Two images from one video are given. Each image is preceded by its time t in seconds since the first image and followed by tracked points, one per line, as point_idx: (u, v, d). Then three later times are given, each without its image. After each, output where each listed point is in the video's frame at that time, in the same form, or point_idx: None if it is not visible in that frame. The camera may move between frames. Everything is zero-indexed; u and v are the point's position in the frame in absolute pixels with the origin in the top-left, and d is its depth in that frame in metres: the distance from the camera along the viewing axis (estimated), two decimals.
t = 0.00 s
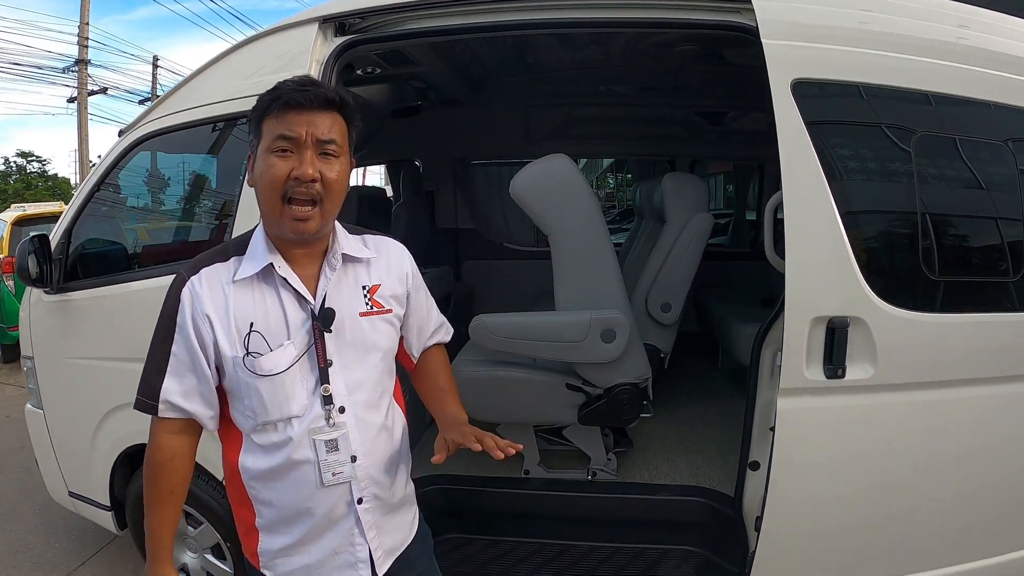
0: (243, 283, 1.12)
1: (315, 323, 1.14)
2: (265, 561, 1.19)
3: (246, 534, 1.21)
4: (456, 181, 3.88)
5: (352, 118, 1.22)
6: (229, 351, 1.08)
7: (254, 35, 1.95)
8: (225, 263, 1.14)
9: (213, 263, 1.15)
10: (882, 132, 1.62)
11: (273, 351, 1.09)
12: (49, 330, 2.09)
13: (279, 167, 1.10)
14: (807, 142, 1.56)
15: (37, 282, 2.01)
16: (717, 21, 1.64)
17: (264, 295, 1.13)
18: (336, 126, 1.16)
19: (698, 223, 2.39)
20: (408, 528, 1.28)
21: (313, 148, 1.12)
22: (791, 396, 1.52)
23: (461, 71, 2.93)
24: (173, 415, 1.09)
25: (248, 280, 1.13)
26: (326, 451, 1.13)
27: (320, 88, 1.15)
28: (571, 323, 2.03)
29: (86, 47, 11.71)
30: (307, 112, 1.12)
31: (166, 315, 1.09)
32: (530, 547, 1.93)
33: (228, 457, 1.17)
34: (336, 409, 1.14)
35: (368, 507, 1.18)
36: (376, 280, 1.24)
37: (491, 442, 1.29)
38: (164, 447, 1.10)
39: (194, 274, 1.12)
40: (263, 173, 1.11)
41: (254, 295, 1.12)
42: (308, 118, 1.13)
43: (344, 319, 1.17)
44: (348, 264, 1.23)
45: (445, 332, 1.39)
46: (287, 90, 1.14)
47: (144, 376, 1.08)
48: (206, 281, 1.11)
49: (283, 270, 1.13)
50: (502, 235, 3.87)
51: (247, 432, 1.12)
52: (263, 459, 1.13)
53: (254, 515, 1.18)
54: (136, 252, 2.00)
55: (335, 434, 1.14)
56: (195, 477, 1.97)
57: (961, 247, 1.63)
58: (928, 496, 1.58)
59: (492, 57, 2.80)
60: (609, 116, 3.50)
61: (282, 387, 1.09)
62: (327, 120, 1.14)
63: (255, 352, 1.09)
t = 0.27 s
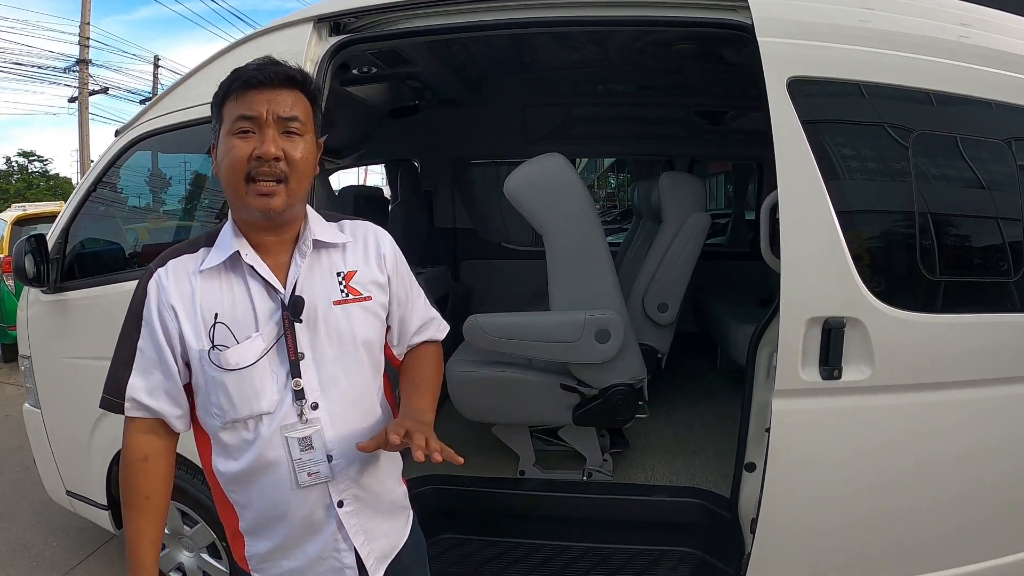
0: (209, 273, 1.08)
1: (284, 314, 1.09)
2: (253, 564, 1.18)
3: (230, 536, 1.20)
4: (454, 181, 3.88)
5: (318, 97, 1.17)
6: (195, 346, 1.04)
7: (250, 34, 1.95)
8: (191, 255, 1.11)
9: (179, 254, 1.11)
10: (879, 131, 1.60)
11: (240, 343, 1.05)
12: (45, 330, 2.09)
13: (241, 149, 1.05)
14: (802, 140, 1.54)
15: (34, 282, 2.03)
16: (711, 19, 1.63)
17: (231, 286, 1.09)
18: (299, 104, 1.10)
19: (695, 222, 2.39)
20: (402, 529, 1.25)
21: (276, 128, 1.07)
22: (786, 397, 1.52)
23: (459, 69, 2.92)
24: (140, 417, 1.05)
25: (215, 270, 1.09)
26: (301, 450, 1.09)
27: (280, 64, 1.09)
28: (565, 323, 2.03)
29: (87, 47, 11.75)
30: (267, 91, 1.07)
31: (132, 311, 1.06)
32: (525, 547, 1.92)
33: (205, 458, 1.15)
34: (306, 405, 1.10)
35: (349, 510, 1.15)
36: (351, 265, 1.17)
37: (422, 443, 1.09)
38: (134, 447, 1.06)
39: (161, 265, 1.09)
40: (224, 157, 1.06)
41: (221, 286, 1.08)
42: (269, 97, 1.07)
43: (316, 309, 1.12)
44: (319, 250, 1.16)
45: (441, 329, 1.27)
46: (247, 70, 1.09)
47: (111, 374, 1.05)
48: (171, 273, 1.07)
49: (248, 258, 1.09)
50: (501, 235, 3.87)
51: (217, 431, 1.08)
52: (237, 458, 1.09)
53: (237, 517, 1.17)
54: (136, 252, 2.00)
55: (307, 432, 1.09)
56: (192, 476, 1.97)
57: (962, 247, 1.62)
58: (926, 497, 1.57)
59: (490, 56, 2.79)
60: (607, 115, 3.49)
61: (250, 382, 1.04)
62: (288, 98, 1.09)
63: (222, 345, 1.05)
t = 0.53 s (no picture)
0: (200, 272, 1.07)
1: (274, 314, 1.07)
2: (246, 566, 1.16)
3: (227, 537, 1.18)
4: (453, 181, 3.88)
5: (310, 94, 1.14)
6: (183, 346, 1.02)
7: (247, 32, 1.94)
8: (185, 253, 1.10)
9: (173, 253, 1.11)
10: (877, 129, 1.60)
11: (230, 344, 1.03)
12: (43, 328, 2.10)
13: (232, 151, 1.04)
14: (799, 138, 1.54)
15: (31, 280, 2.02)
16: (708, 17, 1.62)
17: (222, 285, 1.08)
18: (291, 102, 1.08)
19: (692, 221, 2.39)
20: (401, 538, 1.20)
21: (268, 128, 1.05)
22: (783, 397, 1.51)
23: (457, 69, 2.92)
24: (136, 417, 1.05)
25: (206, 269, 1.08)
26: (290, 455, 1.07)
27: (271, 61, 1.07)
28: (561, 322, 2.02)
29: (89, 48, 11.78)
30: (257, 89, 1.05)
31: (126, 310, 1.06)
32: (522, 547, 1.91)
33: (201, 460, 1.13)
34: (295, 408, 1.06)
35: (340, 515, 1.12)
36: (346, 264, 1.14)
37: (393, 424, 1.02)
38: (144, 447, 1.05)
39: (154, 264, 1.09)
40: (215, 159, 1.04)
41: (213, 286, 1.07)
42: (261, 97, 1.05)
43: (308, 309, 1.10)
44: (313, 249, 1.14)
45: (444, 332, 1.22)
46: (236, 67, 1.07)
47: (107, 373, 1.06)
48: (163, 272, 1.07)
49: (238, 257, 1.08)
50: (500, 235, 3.87)
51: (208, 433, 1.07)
52: (228, 461, 1.08)
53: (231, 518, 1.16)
54: (136, 251, 2.01)
55: (295, 438, 1.05)
56: (189, 475, 1.97)
57: (965, 247, 1.61)
58: (925, 499, 1.56)
59: (489, 55, 2.79)
60: (607, 115, 3.49)
61: (236, 384, 1.02)
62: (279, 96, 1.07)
63: (210, 346, 1.03)
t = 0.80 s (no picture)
0: (220, 277, 1.08)
1: (295, 321, 1.06)
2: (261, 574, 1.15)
3: (242, 543, 1.18)
4: (452, 180, 3.87)
5: (330, 92, 1.13)
6: (201, 352, 1.03)
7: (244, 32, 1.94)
8: (206, 256, 1.11)
9: (193, 257, 1.11)
10: (874, 128, 1.59)
11: (249, 349, 1.03)
12: (41, 328, 2.10)
13: (252, 154, 1.03)
14: (794, 137, 1.53)
15: (28, 279, 2.03)
16: (702, 15, 1.62)
17: (242, 291, 1.08)
18: (311, 102, 1.07)
19: (688, 221, 2.39)
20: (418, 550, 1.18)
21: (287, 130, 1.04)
22: (778, 397, 1.51)
23: (455, 68, 2.92)
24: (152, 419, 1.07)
25: (226, 275, 1.08)
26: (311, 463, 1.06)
27: (290, 61, 1.06)
28: (555, 322, 2.02)
29: (90, 48, 11.80)
30: (276, 90, 1.04)
31: (147, 314, 1.08)
32: (517, 547, 1.91)
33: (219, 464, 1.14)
34: (315, 416, 1.06)
35: (358, 527, 1.10)
36: (370, 270, 1.12)
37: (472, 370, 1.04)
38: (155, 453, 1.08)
39: (174, 267, 1.10)
40: (234, 162, 1.04)
41: (233, 291, 1.07)
42: (279, 98, 1.04)
43: (330, 316, 1.08)
44: (336, 254, 1.12)
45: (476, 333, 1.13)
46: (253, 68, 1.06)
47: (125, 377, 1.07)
48: (182, 276, 1.08)
49: (258, 261, 1.08)
50: (499, 234, 3.87)
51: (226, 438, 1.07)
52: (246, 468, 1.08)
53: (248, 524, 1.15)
54: (136, 251, 2.00)
55: (314, 446, 1.06)
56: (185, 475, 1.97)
57: (965, 246, 1.60)
58: (922, 500, 1.55)
59: (486, 54, 2.79)
60: (606, 114, 3.48)
61: (254, 391, 1.03)
62: (299, 96, 1.06)
63: (229, 352, 1.04)
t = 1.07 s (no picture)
0: (271, 266, 1.07)
1: (348, 318, 1.05)
2: (292, 565, 1.15)
3: (275, 533, 1.17)
4: (452, 180, 3.88)
5: (405, 90, 1.10)
6: (250, 341, 1.02)
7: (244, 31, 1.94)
8: (259, 244, 1.11)
9: (246, 244, 1.11)
10: (873, 128, 1.59)
11: (298, 344, 1.03)
12: (40, 327, 2.11)
13: (316, 148, 1.01)
14: (791, 137, 1.53)
15: (26, 279, 2.03)
16: (699, 15, 1.62)
17: (295, 283, 1.07)
18: (383, 100, 1.04)
19: (688, 222, 2.38)
20: (451, 555, 1.17)
21: (354, 128, 1.02)
22: (775, 397, 1.50)
23: (454, 67, 2.92)
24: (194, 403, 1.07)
25: (278, 265, 1.08)
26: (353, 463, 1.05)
27: (367, 57, 1.03)
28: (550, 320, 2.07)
29: (91, 48, 11.82)
30: (348, 85, 1.02)
31: (194, 298, 1.07)
32: (515, 547, 1.91)
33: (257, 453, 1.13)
34: (361, 415, 1.05)
35: (395, 528, 1.09)
36: (426, 270, 1.11)
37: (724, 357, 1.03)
38: (190, 433, 1.08)
39: (225, 252, 1.10)
40: (297, 154, 1.02)
41: (284, 282, 1.07)
42: (350, 94, 1.02)
43: (383, 314, 1.08)
44: (393, 251, 1.11)
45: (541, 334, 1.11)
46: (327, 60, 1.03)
47: (168, 357, 1.07)
48: (233, 264, 1.07)
49: (313, 254, 1.07)
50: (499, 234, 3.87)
51: (269, 429, 1.07)
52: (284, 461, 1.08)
53: (282, 515, 1.15)
54: (136, 251, 2.00)
55: (359, 446, 1.05)
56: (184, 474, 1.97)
57: (966, 246, 1.60)
58: (921, 501, 1.55)
59: (485, 54, 2.79)
60: (605, 114, 3.48)
61: (302, 385, 1.02)
62: (371, 93, 1.03)
63: (278, 343, 1.03)
